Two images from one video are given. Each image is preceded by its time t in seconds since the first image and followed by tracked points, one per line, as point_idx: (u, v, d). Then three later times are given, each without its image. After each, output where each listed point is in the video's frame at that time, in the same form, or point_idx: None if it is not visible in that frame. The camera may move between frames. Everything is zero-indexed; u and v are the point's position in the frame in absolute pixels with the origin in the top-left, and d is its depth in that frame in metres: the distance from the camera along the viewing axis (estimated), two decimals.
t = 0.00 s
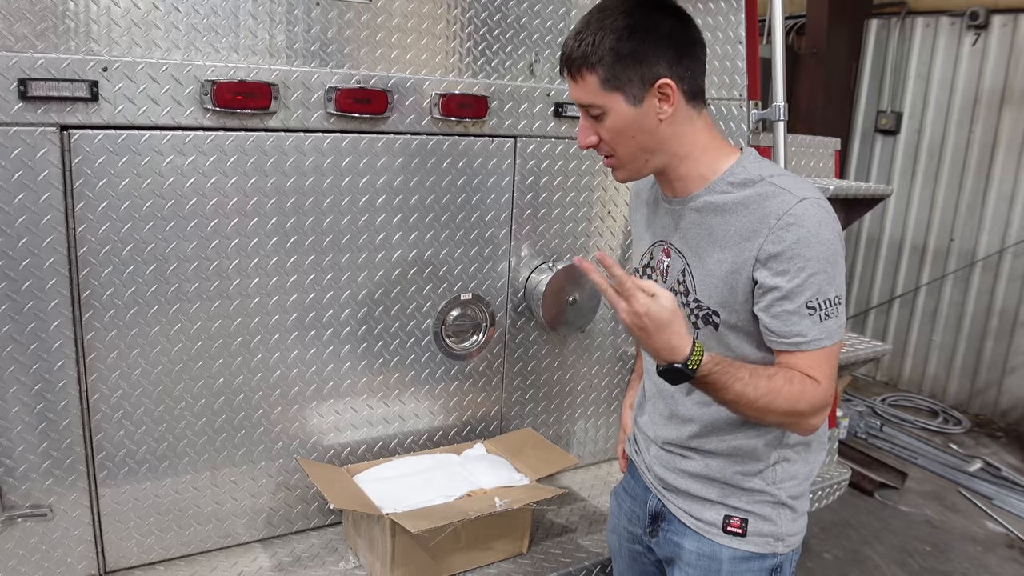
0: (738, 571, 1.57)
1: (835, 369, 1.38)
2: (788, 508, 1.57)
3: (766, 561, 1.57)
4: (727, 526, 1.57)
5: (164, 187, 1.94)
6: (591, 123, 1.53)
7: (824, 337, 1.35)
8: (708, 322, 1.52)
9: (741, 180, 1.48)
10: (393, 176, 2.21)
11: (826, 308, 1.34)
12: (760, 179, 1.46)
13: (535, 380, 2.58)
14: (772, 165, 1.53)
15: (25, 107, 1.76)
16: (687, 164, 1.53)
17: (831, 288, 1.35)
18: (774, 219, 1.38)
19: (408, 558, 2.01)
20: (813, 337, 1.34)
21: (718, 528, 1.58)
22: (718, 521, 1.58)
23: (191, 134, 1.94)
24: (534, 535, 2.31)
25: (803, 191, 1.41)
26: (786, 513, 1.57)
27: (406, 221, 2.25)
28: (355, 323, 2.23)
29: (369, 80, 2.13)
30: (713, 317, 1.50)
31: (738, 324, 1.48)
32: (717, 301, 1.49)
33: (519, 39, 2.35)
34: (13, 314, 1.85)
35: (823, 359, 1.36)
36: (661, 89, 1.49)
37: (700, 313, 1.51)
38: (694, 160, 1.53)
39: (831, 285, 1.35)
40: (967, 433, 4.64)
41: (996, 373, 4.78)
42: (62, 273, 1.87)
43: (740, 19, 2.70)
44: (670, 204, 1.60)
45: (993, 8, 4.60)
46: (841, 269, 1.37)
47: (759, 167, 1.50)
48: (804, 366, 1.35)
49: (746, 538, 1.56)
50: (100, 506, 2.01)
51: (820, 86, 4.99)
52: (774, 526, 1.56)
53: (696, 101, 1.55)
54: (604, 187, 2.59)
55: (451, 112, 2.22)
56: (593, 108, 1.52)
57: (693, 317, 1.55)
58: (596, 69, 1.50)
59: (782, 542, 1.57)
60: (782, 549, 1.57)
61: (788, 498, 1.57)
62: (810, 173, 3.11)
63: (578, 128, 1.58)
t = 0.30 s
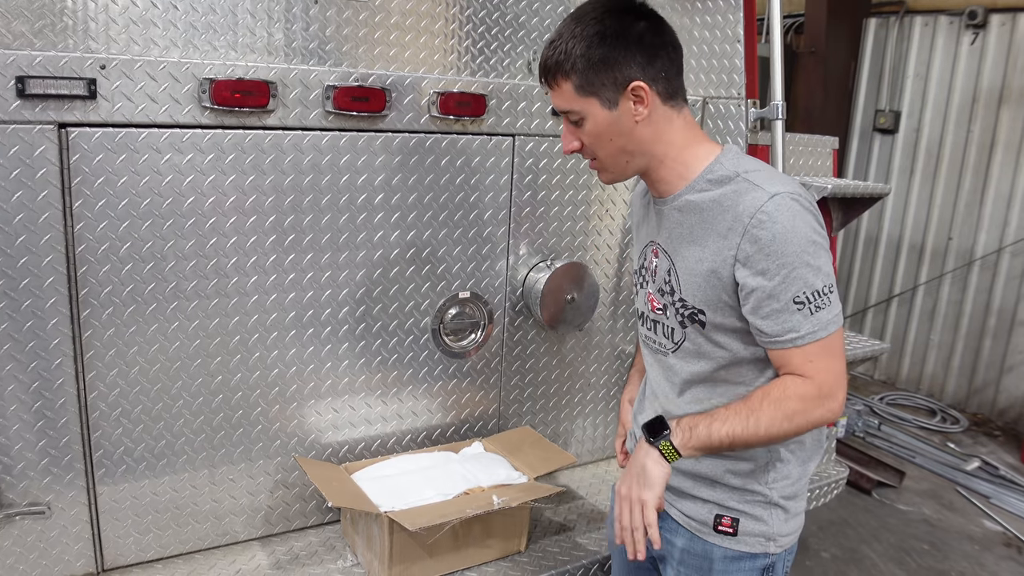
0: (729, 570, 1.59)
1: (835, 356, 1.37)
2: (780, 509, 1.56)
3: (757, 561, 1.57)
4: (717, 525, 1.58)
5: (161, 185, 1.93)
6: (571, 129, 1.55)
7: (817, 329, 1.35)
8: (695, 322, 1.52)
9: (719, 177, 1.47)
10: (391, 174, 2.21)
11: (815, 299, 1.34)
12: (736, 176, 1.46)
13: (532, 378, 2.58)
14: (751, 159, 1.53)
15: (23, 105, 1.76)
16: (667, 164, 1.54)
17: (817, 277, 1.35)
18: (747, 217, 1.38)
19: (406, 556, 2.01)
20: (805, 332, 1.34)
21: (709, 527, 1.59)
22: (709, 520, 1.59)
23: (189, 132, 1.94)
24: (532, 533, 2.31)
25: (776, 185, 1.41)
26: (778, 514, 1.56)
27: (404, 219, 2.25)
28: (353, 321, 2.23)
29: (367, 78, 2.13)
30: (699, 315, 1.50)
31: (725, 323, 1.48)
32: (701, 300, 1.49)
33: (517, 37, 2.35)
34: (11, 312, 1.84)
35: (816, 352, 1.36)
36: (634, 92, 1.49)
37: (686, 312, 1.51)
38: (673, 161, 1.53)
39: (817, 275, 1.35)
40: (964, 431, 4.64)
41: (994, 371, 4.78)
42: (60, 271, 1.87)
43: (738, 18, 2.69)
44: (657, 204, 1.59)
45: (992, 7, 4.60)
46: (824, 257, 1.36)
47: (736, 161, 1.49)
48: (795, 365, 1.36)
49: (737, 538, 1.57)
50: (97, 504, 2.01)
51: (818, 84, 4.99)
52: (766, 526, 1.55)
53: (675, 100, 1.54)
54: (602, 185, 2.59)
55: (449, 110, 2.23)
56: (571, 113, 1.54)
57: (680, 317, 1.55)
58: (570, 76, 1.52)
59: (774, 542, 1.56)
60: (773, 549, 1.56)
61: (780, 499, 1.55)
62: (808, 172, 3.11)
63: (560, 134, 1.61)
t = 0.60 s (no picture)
0: (724, 569, 1.58)
1: (858, 330, 1.36)
2: (775, 507, 1.56)
3: (751, 560, 1.57)
4: (712, 523, 1.58)
5: (160, 184, 1.93)
6: (563, 136, 1.56)
7: (836, 307, 1.34)
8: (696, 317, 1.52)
9: (714, 170, 1.48)
10: (390, 173, 2.21)
11: (830, 277, 1.34)
12: (733, 166, 1.46)
13: (531, 377, 2.58)
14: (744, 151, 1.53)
15: (22, 103, 1.76)
16: (662, 160, 1.54)
17: (828, 257, 1.35)
18: (749, 206, 1.38)
19: (404, 554, 2.01)
20: (826, 309, 1.34)
21: (704, 525, 1.60)
22: (704, 518, 1.60)
23: (188, 130, 1.94)
24: (530, 532, 2.32)
25: (773, 172, 1.41)
26: (773, 512, 1.56)
27: (402, 218, 2.25)
28: (352, 320, 2.23)
29: (366, 77, 2.13)
30: (700, 310, 1.50)
31: (727, 317, 1.48)
32: (702, 295, 1.48)
33: (516, 36, 2.35)
34: (10, 310, 1.84)
35: (837, 326, 1.35)
36: (622, 90, 1.49)
37: (687, 308, 1.51)
38: (668, 156, 1.53)
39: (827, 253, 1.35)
40: (963, 430, 4.64)
41: (992, 370, 4.79)
42: (59, 270, 1.86)
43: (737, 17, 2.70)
44: (652, 203, 1.60)
45: (990, 6, 4.60)
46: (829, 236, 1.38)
47: (729, 153, 1.50)
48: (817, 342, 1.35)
49: (732, 536, 1.57)
50: (96, 503, 2.01)
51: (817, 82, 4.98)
52: (761, 524, 1.56)
53: (663, 97, 1.54)
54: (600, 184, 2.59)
55: (447, 108, 2.23)
56: (562, 118, 1.54)
57: (680, 314, 1.54)
58: (556, 82, 1.52)
59: (769, 541, 1.56)
60: (768, 549, 1.56)
61: (775, 497, 1.56)
62: (806, 170, 3.11)
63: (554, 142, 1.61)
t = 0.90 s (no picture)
0: (728, 566, 1.59)
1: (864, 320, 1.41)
2: (778, 504, 1.58)
3: (755, 557, 1.59)
4: (716, 520, 1.58)
5: (159, 184, 1.94)
6: (570, 133, 1.54)
7: (847, 296, 1.39)
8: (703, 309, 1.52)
9: (724, 162, 1.49)
10: (389, 172, 2.21)
11: (840, 267, 1.39)
12: (743, 158, 1.49)
13: (530, 376, 2.59)
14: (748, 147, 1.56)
15: (20, 103, 1.76)
16: (669, 154, 1.55)
17: (837, 245, 1.40)
18: (764, 195, 1.40)
19: (402, 553, 2.01)
20: (839, 298, 1.38)
21: (707, 523, 1.59)
22: (708, 516, 1.59)
23: (186, 130, 1.94)
24: (529, 531, 2.32)
25: (785, 164, 1.45)
26: (776, 508, 1.57)
27: (401, 217, 2.25)
28: (350, 320, 2.24)
29: (365, 77, 2.13)
30: (707, 301, 1.50)
31: (733, 310, 1.48)
32: (711, 285, 1.48)
33: (514, 36, 2.35)
34: (9, 310, 1.84)
35: (847, 317, 1.39)
36: (630, 83, 1.51)
37: (694, 299, 1.51)
38: (676, 151, 1.54)
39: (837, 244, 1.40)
40: (961, 429, 4.65)
41: (991, 369, 4.79)
42: (57, 270, 1.87)
43: (735, 16, 2.70)
44: (652, 198, 1.61)
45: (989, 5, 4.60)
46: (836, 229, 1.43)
47: (737, 147, 1.53)
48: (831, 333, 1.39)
49: (736, 533, 1.57)
50: (95, 502, 2.01)
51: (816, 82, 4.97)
52: (764, 521, 1.57)
53: (666, 94, 1.57)
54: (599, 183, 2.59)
55: (446, 108, 2.23)
56: (569, 115, 1.53)
57: (685, 306, 1.54)
58: (564, 78, 1.52)
59: (772, 538, 1.58)
60: (772, 545, 1.58)
61: (777, 493, 1.57)
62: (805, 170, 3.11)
63: (558, 144, 1.58)
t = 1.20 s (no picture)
0: None
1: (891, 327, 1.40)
2: (784, 522, 1.57)
3: None
4: (720, 541, 1.58)
5: (157, 184, 1.93)
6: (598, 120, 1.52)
7: (877, 301, 1.37)
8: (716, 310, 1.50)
9: (749, 161, 1.49)
10: (387, 172, 2.21)
11: (870, 272, 1.37)
12: (770, 158, 1.48)
13: (529, 376, 2.58)
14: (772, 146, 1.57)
15: (18, 103, 1.76)
16: (695, 149, 1.54)
17: (868, 249, 1.38)
18: (794, 196, 1.39)
19: (402, 553, 2.01)
20: (869, 304, 1.36)
21: (711, 543, 1.59)
22: (712, 537, 1.59)
23: (184, 130, 1.94)
24: (528, 531, 2.32)
25: (815, 165, 1.44)
26: (782, 528, 1.57)
27: (400, 217, 2.25)
28: (350, 319, 2.23)
29: (363, 76, 2.13)
30: (722, 303, 1.48)
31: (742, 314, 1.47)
32: (726, 287, 1.47)
33: (513, 35, 2.35)
34: (7, 311, 1.84)
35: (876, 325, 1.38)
36: (663, 73, 1.50)
37: (708, 300, 1.50)
38: (705, 146, 1.54)
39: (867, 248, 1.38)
40: (962, 428, 4.65)
41: (991, 368, 4.79)
42: (56, 270, 1.87)
43: (734, 15, 2.70)
44: (673, 194, 1.60)
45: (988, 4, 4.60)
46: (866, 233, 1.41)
47: (764, 146, 1.53)
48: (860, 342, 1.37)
49: (740, 554, 1.57)
50: (94, 503, 2.01)
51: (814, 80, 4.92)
52: (770, 541, 1.57)
53: (697, 87, 1.56)
54: (598, 182, 2.59)
55: (445, 107, 2.23)
56: (597, 103, 1.52)
57: (696, 305, 1.53)
58: (595, 63, 1.50)
59: (778, 557, 1.57)
60: (778, 565, 1.58)
61: (783, 512, 1.56)
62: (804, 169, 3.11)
63: (583, 132, 1.57)
